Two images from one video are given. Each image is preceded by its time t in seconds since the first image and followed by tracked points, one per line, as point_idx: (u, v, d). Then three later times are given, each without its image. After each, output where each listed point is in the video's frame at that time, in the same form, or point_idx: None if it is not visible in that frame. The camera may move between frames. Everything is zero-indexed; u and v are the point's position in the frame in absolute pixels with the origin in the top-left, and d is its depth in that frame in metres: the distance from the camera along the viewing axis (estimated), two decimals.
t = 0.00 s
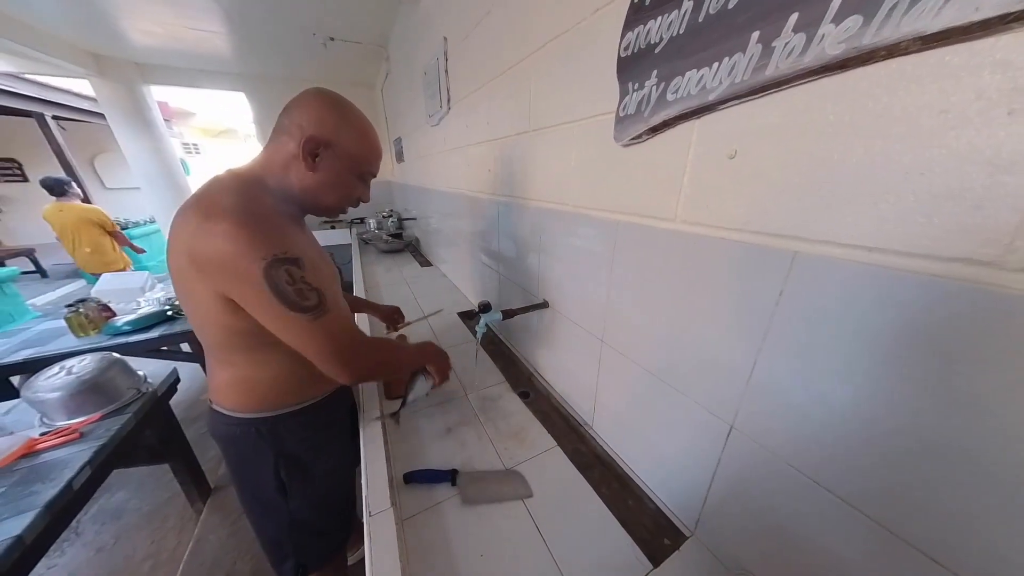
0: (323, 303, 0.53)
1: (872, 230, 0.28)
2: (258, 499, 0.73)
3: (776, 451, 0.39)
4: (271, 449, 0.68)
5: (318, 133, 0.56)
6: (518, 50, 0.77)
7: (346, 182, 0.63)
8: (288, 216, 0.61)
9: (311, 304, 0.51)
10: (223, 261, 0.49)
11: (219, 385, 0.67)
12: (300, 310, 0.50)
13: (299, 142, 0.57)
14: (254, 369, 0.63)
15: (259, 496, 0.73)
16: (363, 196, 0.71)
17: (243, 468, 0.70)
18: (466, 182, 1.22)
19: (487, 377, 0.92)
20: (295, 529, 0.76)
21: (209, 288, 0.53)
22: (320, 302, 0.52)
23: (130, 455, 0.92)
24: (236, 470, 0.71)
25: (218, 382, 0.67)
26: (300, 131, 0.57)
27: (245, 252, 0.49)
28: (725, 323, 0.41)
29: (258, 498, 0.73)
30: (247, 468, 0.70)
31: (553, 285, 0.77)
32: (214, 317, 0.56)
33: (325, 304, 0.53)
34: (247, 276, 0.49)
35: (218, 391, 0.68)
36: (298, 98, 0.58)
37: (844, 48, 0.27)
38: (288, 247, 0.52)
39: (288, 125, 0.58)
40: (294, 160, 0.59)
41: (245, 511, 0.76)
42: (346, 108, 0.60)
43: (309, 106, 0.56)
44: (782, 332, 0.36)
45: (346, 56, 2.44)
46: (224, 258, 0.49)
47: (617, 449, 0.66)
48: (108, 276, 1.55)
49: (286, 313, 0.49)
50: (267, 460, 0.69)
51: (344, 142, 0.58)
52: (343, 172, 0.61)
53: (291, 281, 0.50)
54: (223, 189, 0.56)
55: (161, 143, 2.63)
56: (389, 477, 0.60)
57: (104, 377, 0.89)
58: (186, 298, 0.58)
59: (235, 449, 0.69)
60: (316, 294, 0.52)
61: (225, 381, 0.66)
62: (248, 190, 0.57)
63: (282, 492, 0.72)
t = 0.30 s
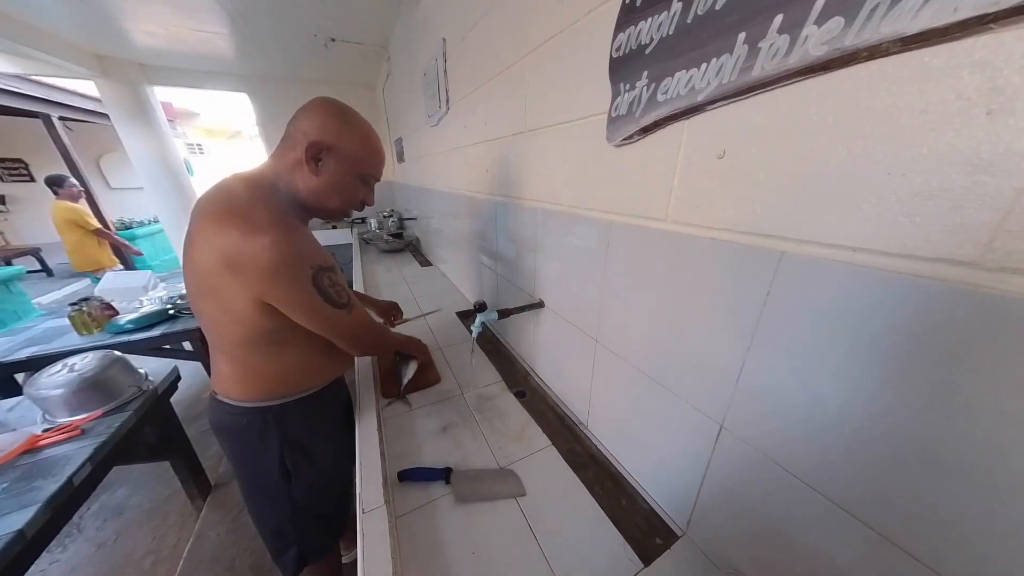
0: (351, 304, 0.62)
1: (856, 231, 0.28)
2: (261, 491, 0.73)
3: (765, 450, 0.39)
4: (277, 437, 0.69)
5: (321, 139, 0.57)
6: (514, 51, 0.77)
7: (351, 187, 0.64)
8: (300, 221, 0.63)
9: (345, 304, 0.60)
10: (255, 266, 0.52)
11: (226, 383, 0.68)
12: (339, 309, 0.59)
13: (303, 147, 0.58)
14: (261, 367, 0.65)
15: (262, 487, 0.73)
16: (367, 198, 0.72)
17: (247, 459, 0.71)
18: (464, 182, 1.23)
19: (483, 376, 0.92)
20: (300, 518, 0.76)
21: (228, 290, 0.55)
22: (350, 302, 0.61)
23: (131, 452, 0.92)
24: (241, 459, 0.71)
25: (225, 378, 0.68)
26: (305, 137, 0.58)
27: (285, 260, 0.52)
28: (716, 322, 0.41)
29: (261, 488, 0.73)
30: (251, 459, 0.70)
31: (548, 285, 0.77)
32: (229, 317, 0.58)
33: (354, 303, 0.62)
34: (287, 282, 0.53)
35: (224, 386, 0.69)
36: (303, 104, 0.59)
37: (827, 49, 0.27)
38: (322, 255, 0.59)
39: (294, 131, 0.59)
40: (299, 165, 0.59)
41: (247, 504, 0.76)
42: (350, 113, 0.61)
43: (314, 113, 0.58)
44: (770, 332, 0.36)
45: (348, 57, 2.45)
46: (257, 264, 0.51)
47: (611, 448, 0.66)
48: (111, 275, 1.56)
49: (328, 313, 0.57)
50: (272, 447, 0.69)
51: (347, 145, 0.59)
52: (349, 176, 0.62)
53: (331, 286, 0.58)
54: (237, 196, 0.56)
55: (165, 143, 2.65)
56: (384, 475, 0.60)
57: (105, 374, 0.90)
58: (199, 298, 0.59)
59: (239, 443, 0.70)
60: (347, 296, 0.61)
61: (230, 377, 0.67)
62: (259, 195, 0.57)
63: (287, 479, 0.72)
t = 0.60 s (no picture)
0: (331, 295, 0.55)
1: (850, 234, 0.29)
2: (269, 485, 0.75)
3: (763, 449, 0.40)
4: (281, 432, 0.70)
5: (324, 136, 0.58)
6: (516, 53, 0.78)
7: (352, 183, 0.64)
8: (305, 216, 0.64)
9: (320, 295, 0.53)
10: (245, 253, 0.52)
11: (231, 374, 0.70)
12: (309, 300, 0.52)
13: (308, 145, 0.59)
14: (263, 360, 0.66)
15: (270, 482, 0.75)
16: (369, 198, 0.73)
17: (254, 454, 0.72)
18: (467, 183, 1.23)
19: (485, 376, 0.93)
20: (305, 513, 0.77)
21: (227, 279, 0.56)
22: (328, 295, 0.54)
23: (137, 449, 0.94)
24: (248, 453, 0.73)
25: (229, 370, 0.70)
26: (308, 135, 0.59)
27: (266, 246, 0.51)
28: (715, 323, 0.42)
29: (268, 481, 0.75)
30: (258, 454, 0.72)
31: (549, 286, 0.78)
32: (230, 307, 0.59)
33: (334, 297, 0.55)
34: (267, 267, 0.51)
35: (227, 378, 0.70)
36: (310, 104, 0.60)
37: (821, 57, 0.28)
38: (307, 242, 0.55)
39: (301, 129, 0.61)
40: (303, 161, 0.61)
41: (255, 498, 0.78)
42: (353, 114, 0.62)
43: (318, 112, 0.59)
44: (768, 333, 0.37)
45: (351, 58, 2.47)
46: (246, 250, 0.52)
47: (612, 447, 0.67)
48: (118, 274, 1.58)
49: (298, 303, 0.51)
50: (277, 442, 0.70)
51: (349, 142, 0.60)
52: (350, 173, 0.62)
53: (305, 273, 0.52)
54: (243, 189, 0.58)
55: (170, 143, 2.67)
56: (387, 472, 0.61)
57: (113, 373, 0.91)
58: (204, 289, 0.61)
59: (247, 440, 0.71)
60: (326, 287, 0.54)
61: (233, 369, 0.68)
62: (264, 188, 0.59)
63: (292, 473, 0.73)
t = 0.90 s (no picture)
0: (334, 301, 0.54)
1: (852, 232, 0.29)
2: (254, 492, 0.74)
3: (765, 447, 0.40)
4: (268, 439, 0.70)
5: (333, 140, 0.58)
6: (518, 53, 0.78)
7: (359, 188, 0.64)
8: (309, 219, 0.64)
9: (322, 301, 0.52)
10: (247, 257, 0.51)
11: (226, 375, 0.70)
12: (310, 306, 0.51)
13: (316, 148, 0.59)
14: (260, 361, 0.66)
15: (255, 489, 0.74)
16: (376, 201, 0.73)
17: (242, 459, 0.72)
18: (468, 182, 1.24)
19: (486, 375, 0.93)
20: (289, 523, 0.75)
21: (229, 282, 0.56)
22: (331, 302, 0.53)
23: (141, 447, 0.94)
24: (237, 457, 0.73)
25: (224, 370, 0.70)
26: (317, 138, 0.59)
27: (267, 250, 0.51)
28: (717, 321, 0.42)
29: (254, 487, 0.74)
30: (246, 459, 0.71)
31: (551, 284, 0.78)
32: (228, 308, 0.59)
33: (336, 304, 0.54)
34: (268, 273, 0.51)
35: (223, 378, 0.70)
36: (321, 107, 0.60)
37: (824, 55, 0.28)
38: (307, 246, 0.54)
39: (309, 132, 0.61)
40: (310, 164, 0.61)
41: (241, 506, 0.77)
42: (363, 118, 0.62)
43: (328, 117, 0.59)
44: (769, 332, 0.37)
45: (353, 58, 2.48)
46: (248, 255, 0.51)
47: (613, 446, 0.67)
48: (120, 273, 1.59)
49: (297, 309, 0.51)
50: (263, 448, 0.70)
51: (357, 147, 0.60)
52: (356, 177, 0.62)
53: (307, 279, 0.52)
54: (249, 190, 0.58)
55: (173, 143, 2.68)
56: (389, 470, 0.61)
57: (117, 370, 0.92)
58: (204, 290, 0.60)
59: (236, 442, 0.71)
60: (328, 294, 0.53)
61: (229, 370, 0.69)
62: (269, 190, 0.59)
63: (276, 482, 0.72)
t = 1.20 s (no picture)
0: (330, 318, 0.54)
1: (849, 227, 0.29)
2: (275, 495, 0.75)
3: (762, 445, 0.39)
4: (287, 441, 0.70)
5: (347, 142, 0.58)
6: (517, 51, 0.78)
7: (368, 189, 0.65)
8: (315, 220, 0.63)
9: (320, 318, 0.53)
10: (254, 263, 0.51)
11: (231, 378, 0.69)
12: (308, 322, 0.52)
13: (328, 149, 0.59)
14: (271, 368, 0.64)
15: (277, 492, 0.74)
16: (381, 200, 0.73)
17: (261, 465, 0.72)
18: (467, 181, 1.24)
19: (485, 373, 0.93)
20: (312, 521, 0.78)
21: (231, 286, 0.55)
22: (327, 320, 0.54)
23: (139, 445, 0.94)
24: (253, 460, 0.72)
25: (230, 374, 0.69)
26: (327, 140, 0.58)
27: (276, 258, 0.51)
28: (713, 319, 0.42)
29: (275, 491, 0.74)
30: (266, 465, 0.72)
31: (549, 283, 0.78)
32: (228, 313, 0.58)
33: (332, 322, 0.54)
34: (271, 282, 0.51)
35: (230, 382, 0.70)
36: (332, 107, 0.60)
37: (820, 48, 0.28)
38: (316, 256, 0.55)
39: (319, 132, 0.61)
40: (321, 165, 0.60)
41: (261, 508, 0.78)
42: (373, 120, 0.62)
43: (337, 117, 0.58)
44: (766, 330, 0.37)
45: (353, 58, 2.48)
46: (256, 260, 0.51)
47: (612, 444, 0.67)
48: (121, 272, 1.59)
49: (295, 324, 0.51)
50: (286, 453, 0.70)
51: (370, 149, 0.61)
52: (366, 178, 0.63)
53: (311, 293, 0.52)
54: (255, 191, 0.57)
55: (173, 143, 2.68)
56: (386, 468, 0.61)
57: (115, 368, 0.92)
58: (208, 293, 0.59)
59: (254, 448, 0.70)
60: (327, 310, 0.53)
61: (234, 375, 0.68)
62: (278, 192, 0.58)
63: (300, 484, 0.73)
